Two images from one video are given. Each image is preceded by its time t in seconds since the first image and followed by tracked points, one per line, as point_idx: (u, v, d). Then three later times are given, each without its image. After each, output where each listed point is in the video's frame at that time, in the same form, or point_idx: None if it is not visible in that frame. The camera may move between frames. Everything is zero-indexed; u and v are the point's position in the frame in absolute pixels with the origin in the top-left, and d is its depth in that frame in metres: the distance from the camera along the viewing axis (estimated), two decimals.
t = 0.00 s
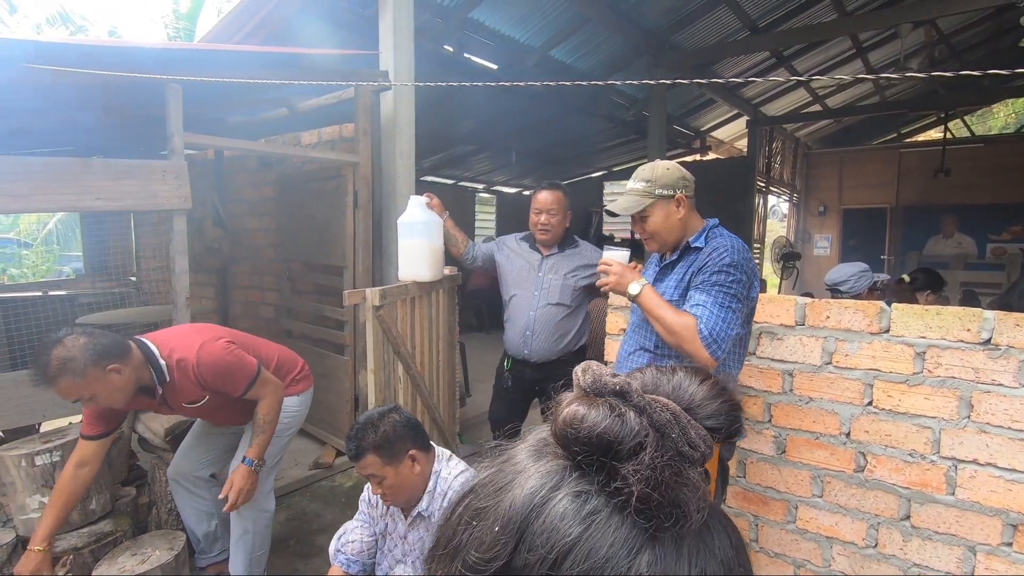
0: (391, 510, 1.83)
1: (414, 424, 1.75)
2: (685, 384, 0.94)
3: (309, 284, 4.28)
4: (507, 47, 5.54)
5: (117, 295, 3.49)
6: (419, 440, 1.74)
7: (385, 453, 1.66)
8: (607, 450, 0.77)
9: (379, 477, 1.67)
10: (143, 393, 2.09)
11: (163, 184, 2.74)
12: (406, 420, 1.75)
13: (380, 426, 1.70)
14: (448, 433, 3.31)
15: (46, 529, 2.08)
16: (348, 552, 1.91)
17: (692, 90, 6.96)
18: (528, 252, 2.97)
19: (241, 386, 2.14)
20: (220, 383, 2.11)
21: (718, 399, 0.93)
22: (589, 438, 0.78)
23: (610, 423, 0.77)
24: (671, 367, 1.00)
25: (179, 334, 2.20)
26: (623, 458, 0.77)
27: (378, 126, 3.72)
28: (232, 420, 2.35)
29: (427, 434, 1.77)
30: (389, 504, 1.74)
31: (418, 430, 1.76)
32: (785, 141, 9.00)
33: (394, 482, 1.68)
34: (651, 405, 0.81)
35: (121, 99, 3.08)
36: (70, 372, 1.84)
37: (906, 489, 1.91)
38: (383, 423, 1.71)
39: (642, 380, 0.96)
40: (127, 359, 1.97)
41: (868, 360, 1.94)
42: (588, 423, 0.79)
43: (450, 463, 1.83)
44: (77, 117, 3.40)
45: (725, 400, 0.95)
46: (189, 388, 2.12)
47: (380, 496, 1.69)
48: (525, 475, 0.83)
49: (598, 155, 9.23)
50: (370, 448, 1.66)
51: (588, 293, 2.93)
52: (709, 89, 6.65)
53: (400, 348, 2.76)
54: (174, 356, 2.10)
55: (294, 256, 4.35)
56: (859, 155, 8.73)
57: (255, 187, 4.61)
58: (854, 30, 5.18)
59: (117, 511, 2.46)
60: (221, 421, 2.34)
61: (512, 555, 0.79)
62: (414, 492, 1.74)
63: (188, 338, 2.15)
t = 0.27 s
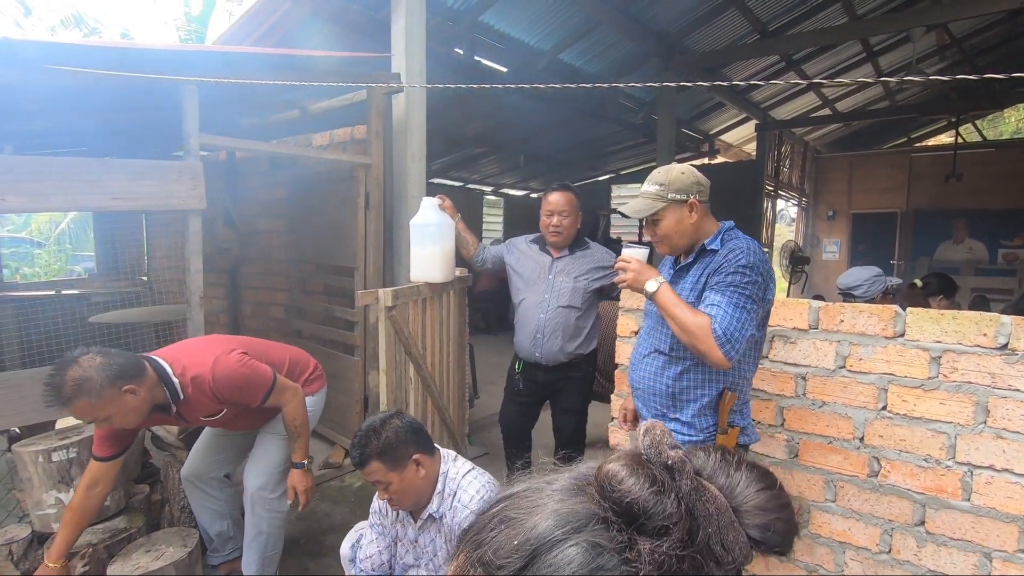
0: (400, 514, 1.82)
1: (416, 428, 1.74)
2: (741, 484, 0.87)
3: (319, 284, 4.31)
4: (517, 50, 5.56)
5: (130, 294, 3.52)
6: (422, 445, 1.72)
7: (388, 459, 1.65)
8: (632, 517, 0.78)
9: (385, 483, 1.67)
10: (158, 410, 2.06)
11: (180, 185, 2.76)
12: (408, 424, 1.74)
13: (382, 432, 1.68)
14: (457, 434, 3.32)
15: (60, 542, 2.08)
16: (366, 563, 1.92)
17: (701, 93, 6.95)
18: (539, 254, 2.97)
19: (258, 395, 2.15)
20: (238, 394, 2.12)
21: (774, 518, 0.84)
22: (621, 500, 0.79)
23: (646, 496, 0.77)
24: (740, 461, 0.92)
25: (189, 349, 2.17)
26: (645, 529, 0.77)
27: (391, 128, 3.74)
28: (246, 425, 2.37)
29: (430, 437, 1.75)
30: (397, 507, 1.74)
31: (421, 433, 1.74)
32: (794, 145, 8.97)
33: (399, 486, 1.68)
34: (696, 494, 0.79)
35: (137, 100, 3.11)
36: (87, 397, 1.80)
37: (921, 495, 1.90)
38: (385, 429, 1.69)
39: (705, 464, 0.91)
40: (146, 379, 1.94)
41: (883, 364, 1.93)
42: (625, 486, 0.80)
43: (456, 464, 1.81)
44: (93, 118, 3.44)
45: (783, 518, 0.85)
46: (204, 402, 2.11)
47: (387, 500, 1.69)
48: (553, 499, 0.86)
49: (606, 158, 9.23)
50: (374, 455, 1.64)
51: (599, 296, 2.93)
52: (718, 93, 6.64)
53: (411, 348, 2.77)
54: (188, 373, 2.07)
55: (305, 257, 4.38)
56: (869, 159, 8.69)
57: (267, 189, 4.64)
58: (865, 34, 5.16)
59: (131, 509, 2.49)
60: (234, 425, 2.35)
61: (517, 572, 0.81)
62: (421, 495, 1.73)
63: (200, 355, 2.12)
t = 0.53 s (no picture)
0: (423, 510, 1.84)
1: (439, 424, 1.75)
2: (715, 563, 0.98)
3: (339, 283, 4.36)
4: (535, 51, 5.57)
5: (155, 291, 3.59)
6: (444, 440, 1.74)
7: (412, 455, 1.66)
8: None
9: (408, 478, 1.68)
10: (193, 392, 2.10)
11: (207, 183, 2.81)
12: (431, 420, 1.75)
13: (404, 428, 1.68)
14: (476, 432, 3.34)
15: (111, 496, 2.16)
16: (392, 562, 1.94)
17: (719, 94, 6.91)
18: (559, 254, 2.97)
19: (291, 386, 2.18)
20: (271, 384, 2.14)
21: None
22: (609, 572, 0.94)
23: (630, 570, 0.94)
24: (719, 543, 1.04)
25: (227, 335, 2.21)
26: None
27: (411, 128, 3.77)
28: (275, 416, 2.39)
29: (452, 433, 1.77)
30: (421, 502, 1.75)
31: (442, 428, 1.75)
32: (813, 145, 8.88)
33: (423, 482, 1.69)
34: (674, 569, 0.96)
35: (164, 100, 3.17)
36: (127, 370, 1.83)
37: (949, 498, 1.87)
38: (408, 425, 1.69)
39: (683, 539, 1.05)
40: (183, 361, 1.98)
41: (911, 365, 1.91)
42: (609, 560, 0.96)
43: (478, 460, 1.82)
44: (120, 117, 3.50)
45: None
46: (238, 387, 2.14)
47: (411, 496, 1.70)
48: (548, 566, 0.98)
49: (622, 158, 9.20)
50: (398, 450, 1.65)
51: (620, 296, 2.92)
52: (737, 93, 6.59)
53: (432, 346, 2.79)
54: (225, 359, 2.11)
55: (324, 255, 4.43)
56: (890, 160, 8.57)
57: (288, 188, 4.70)
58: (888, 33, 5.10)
59: (158, 501, 2.54)
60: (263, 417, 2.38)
61: None
62: (445, 491, 1.74)
63: (237, 343, 2.15)
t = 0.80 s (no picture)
0: (451, 500, 1.87)
1: (472, 415, 1.79)
2: (823, 505, 0.78)
3: (361, 278, 4.40)
4: (554, 47, 5.56)
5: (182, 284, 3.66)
6: (477, 431, 1.77)
7: (447, 444, 1.69)
8: (718, 526, 0.69)
9: (441, 467, 1.71)
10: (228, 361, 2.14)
11: (237, 178, 2.86)
12: (465, 412, 1.78)
13: (439, 417, 1.72)
14: (498, 426, 3.36)
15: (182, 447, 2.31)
16: (422, 552, 1.96)
17: (740, 90, 6.83)
18: (582, 250, 2.96)
19: (319, 364, 2.21)
20: (302, 359, 2.18)
21: (858, 545, 0.75)
22: (706, 509, 0.70)
23: (732, 506, 0.70)
24: (818, 484, 0.83)
25: (264, 308, 2.26)
26: (730, 537, 0.69)
27: (434, 124, 3.79)
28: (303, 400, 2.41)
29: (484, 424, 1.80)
30: (450, 492, 1.77)
31: (475, 420, 1.78)
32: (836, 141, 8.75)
33: (456, 471, 1.72)
34: (781, 508, 0.72)
35: (192, 98, 3.24)
36: (171, 325, 1.89)
37: (983, 497, 1.84)
38: (443, 414, 1.73)
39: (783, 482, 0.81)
40: (222, 325, 2.03)
41: (944, 362, 1.88)
42: (708, 496, 0.71)
43: (505, 451, 1.83)
44: (151, 116, 3.59)
45: (865, 541, 0.76)
46: (269, 359, 2.17)
47: (442, 485, 1.73)
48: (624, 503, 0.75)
49: (641, 155, 9.15)
50: (432, 439, 1.68)
51: (645, 292, 2.91)
52: (758, 89, 6.51)
53: (456, 339, 2.81)
54: (262, 328, 2.15)
55: (347, 251, 4.48)
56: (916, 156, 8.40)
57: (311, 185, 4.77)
58: (915, 26, 5.00)
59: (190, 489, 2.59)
60: (291, 399, 2.40)
61: None
62: (476, 481, 1.77)
63: (274, 314, 2.21)
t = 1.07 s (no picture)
0: (488, 486, 1.90)
1: (514, 406, 1.82)
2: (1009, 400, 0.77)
3: (387, 272, 4.46)
4: (577, 40, 5.55)
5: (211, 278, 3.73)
6: (519, 421, 1.82)
7: (492, 431, 1.73)
8: (940, 407, 0.66)
9: (484, 455, 1.75)
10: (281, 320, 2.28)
11: (272, 173, 2.92)
12: (508, 402, 1.82)
13: (485, 405, 1.76)
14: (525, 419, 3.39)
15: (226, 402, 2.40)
16: (454, 531, 1.96)
17: (766, 82, 6.73)
18: (611, 243, 2.97)
19: (365, 322, 2.40)
20: (350, 315, 2.36)
21: None
22: (930, 391, 0.67)
23: (957, 391, 0.67)
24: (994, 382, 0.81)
25: (310, 271, 2.44)
26: (957, 415, 0.66)
27: (461, 119, 3.83)
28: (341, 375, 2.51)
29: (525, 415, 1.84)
30: (488, 479, 1.81)
31: (518, 411, 1.83)
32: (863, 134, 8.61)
33: (498, 459, 1.75)
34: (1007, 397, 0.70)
35: (224, 95, 3.31)
36: (235, 273, 2.06)
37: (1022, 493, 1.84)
38: (488, 402, 1.78)
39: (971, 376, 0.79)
40: (279, 278, 2.21)
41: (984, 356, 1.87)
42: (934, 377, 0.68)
43: (540, 443, 1.86)
44: (184, 112, 3.67)
45: None
46: (320, 316, 2.32)
47: (483, 472, 1.77)
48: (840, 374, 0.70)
49: (663, 149, 9.09)
50: (478, 426, 1.72)
51: (674, 285, 2.91)
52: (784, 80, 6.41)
53: (485, 332, 2.85)
54: (314, 285, 2.33)
55: (373, 245, 4.54)
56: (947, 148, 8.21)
57: (337, 180, 4.84)
58: (949, 15, 4.88)
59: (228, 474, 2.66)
60: (331, 373, 2.50)
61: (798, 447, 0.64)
62: (514, 471, 1.82)
63: (325, 272, 2.39)
